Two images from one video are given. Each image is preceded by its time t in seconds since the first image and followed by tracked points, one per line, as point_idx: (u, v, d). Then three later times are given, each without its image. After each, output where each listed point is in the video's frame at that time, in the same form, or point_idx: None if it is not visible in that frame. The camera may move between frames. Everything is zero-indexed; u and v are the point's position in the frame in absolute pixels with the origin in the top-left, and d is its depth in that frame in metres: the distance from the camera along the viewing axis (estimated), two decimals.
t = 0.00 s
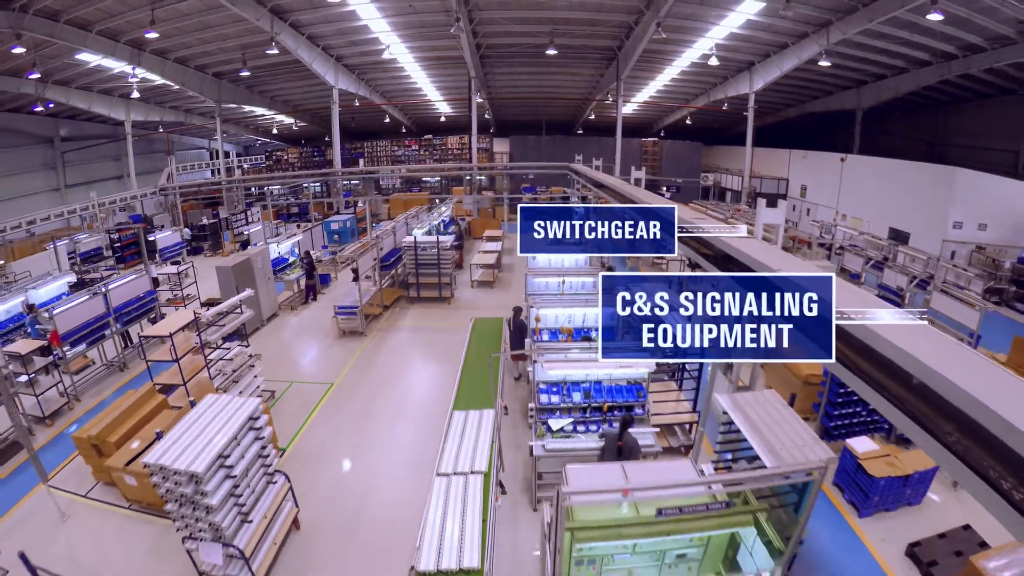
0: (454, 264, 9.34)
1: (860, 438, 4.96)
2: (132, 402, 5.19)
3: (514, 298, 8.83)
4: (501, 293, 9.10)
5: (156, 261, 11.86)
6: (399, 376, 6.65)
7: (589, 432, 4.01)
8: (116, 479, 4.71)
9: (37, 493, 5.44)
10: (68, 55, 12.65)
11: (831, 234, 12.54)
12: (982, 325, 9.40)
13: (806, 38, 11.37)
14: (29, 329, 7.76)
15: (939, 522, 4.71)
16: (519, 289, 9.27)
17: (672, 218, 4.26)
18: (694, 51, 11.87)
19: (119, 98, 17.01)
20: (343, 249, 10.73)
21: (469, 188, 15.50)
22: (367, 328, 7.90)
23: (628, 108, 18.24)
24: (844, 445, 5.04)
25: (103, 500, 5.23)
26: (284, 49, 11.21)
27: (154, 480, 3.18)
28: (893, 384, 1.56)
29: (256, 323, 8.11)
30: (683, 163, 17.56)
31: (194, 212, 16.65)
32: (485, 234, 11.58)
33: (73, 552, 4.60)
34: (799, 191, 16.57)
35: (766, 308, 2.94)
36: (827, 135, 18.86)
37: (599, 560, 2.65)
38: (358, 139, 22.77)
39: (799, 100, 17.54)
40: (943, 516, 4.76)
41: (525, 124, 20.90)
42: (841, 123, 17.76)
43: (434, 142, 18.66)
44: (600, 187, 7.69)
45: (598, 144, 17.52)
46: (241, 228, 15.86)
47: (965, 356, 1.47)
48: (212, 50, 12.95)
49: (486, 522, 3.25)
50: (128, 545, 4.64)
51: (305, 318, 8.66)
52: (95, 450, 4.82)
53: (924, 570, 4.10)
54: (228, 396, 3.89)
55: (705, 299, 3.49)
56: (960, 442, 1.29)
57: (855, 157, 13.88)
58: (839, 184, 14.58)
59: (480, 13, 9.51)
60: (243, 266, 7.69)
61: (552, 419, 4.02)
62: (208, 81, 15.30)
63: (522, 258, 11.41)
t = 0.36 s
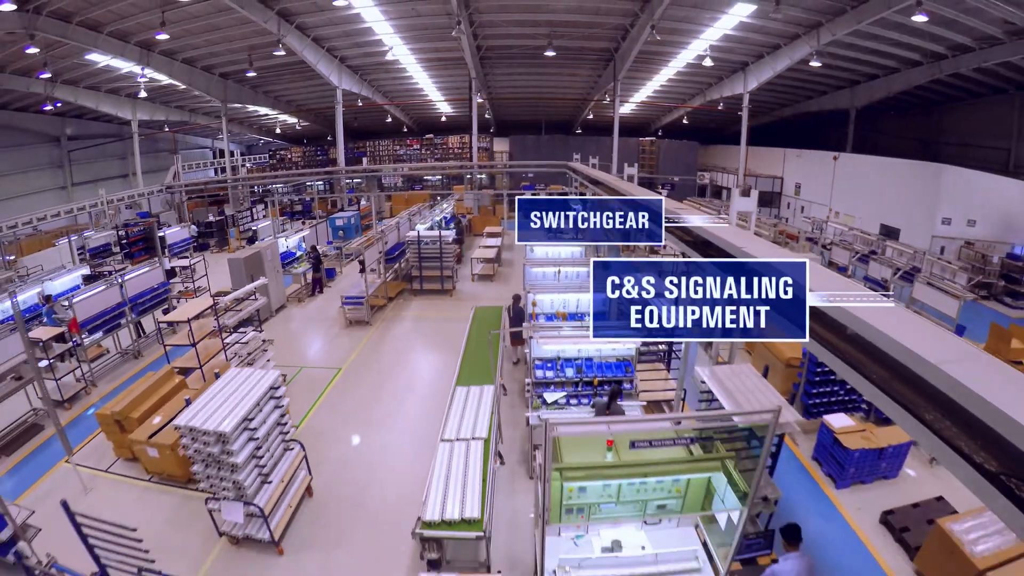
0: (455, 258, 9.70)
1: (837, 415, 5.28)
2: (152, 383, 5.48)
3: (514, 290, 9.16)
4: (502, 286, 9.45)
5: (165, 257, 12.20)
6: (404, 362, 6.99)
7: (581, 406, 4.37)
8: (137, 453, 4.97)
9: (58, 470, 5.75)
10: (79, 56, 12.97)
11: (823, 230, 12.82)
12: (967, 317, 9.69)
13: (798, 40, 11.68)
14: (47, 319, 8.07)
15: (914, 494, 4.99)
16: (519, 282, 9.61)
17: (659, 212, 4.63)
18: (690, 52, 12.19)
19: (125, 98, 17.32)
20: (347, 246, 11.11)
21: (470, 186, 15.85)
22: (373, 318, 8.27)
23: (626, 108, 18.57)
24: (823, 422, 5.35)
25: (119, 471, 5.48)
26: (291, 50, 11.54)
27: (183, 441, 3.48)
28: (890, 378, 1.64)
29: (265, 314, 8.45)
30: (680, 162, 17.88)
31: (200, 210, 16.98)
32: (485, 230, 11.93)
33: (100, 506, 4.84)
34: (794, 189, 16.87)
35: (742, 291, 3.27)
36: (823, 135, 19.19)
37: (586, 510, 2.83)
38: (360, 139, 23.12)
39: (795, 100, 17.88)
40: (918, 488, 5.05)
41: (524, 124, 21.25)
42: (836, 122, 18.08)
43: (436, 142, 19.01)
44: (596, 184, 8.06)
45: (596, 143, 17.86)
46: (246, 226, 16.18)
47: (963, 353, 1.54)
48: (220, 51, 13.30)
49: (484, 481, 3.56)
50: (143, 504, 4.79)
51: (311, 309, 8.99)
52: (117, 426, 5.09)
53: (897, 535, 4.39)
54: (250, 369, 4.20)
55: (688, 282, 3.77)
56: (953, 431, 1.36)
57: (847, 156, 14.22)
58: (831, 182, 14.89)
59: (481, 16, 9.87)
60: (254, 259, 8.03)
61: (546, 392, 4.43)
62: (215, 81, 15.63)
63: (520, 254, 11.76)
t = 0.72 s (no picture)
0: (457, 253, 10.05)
1: (816, 393, 5.64)
2: (171, 364, 5.81)
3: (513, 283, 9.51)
4: (503, 279, 9.80)
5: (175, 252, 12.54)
6: (409, 349, 7.32)
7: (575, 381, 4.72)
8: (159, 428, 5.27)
9: (79, 448, 6.11)
10: (90, 56, 13.30)
11: (815, 227, 13.15)
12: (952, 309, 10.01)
13: (790, 41, 12.00)
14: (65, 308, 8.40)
15: (890, 466, 5.32)
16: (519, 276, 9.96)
17: (649, 204, 4.99)
18: (685, 53, 12.52)
19: (132, 98, 17.65)
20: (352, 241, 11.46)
21: (471, 184, 16.21)
22: (378, 308, 8.63)
23: (624, 109, 18.91)
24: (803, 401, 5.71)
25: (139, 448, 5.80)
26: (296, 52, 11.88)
27: (211, 407, 3.81)
28: (862, 351, 1.82)
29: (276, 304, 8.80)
30: (677, 161, 18.23)
31: (206, 208, 17.32)
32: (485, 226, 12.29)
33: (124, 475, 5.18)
34: (789, 188, 17.20)
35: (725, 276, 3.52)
36: (818, 135, 19.54)
37: (575, 464, 3.40)
38: (362, 139, 23.48)
39: (789, 101, 18.23)
40: (895, 461, 5.38)
41: (524, 124, 21.61)
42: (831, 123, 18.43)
43: (437, 141, 19.36)
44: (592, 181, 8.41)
45: (594, 143, 18.20)
46: (251, 223, 16.51)
47: (924, 324, 1.74)
48: (227, 52, 13.64)
49: (485, 442, 3.92)
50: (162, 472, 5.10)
51: (318, 300, 9.33)
52: (139, 403, 5.40)
53: (871, 502, 4.71)
54: (268, 346, 4.54)
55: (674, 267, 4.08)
56: (910, 393, 1.54)
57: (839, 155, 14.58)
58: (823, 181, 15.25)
59: (481, 19, 10.21)
60: (265, 251, 8.37)
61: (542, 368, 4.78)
62: (221, 81, 15.97)
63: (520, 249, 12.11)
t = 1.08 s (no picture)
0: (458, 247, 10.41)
1: (797, 372, 6.03)
2: (191, 346, 6.16)
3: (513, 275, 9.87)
4: (503, 272, 10.16)
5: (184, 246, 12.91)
6: (414, 337, 7.68)
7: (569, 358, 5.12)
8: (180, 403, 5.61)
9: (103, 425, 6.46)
10: (100, 57, 13.66)
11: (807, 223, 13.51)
12: (936, 300, 10.39)
13: (782, 43, 12.37)
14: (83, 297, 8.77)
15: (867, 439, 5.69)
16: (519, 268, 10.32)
17: (641, 197, 5.39)
18: (679, 55, 12.89)
19: (140, 97, 18.00)
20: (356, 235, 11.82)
21: (472, 182, 16.59)
22: (384, 299, 9.04)
23: (621, 109, 19.29)
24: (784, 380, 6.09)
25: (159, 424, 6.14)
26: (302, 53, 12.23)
27: (237, 375, 4.20)
28: (841, 331, 2.02)
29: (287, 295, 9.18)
30: (673, 160, 18.61)
31: (211, 205, 17.68)
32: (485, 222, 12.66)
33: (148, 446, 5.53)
34: (783, 185, 17.56)
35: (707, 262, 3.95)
36: (812, 134, 19.92)
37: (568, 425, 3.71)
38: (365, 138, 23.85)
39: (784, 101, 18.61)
40: (871, 435, 5.75)
41: (524, 123, 22.00)
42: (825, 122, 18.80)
43: (438, 140, 19.74)
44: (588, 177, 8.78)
45: (592, 142, 18.57)
46: (256, 220, 16.88)
47: (892, 304, 1.95)
48: (234, 53, 14.00)
49: (487, 407, 4.33)
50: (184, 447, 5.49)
51: (324, 291, 9.70)
52: (161, 381, 5.74)
53: (846, 470, 5.08)
54: (289, 324, 4.90)
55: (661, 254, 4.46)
56: (883, 367, 1.75)
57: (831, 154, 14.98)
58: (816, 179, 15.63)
59: (482, 21, 10.57)
60: (275, 243, 8.74)
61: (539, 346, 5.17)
62: (227, 81, 16.34)
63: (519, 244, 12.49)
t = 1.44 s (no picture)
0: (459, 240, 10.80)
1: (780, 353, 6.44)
2: (209, 329, 6.52)
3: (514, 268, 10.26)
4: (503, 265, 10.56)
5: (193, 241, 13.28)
6: (417, 324, 8.06)
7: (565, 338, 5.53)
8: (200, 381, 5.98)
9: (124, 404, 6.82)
10: (111, 57, 14.03)
11: (799, 219, 13.88)
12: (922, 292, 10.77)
13: (775, 44, 12.73)
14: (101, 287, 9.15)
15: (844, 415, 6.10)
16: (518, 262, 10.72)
17: (632, 189, 5.78)
18: (675, 56, 13.26)
19: (148, 96, 18.36)
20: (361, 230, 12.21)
21: (472, 180, 17.00)
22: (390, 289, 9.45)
23: (619, 108, 19.68)
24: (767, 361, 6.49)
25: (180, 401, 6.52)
26: (309, 54, 12.61)
27: (262, 348, 4.61)
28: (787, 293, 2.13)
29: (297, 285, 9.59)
30: (670, 158, 18.98)
31: (218, 202, 18.06)
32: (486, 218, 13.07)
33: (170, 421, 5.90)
34: (777, 183, 17.92)
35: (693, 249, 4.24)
36: (807, 134, 20.35)
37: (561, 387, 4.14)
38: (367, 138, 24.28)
39: (778, 101, 19.01)
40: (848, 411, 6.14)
41: (524, 123, 22.40)
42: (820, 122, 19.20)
43: (440, 140, 20.15)
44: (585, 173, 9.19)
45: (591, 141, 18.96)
46: (262, 217, 17.25)
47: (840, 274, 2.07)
48: (242, 54, 14.40)
49: (489, 379, 4.74)
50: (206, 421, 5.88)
51: (332, 282, 10.09)
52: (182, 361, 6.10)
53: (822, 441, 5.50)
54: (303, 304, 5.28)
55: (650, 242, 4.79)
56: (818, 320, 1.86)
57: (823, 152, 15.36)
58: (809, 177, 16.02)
59: (483, 24, 10.98)
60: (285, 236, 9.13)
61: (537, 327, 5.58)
62: (234, 82, 16.73)
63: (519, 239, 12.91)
